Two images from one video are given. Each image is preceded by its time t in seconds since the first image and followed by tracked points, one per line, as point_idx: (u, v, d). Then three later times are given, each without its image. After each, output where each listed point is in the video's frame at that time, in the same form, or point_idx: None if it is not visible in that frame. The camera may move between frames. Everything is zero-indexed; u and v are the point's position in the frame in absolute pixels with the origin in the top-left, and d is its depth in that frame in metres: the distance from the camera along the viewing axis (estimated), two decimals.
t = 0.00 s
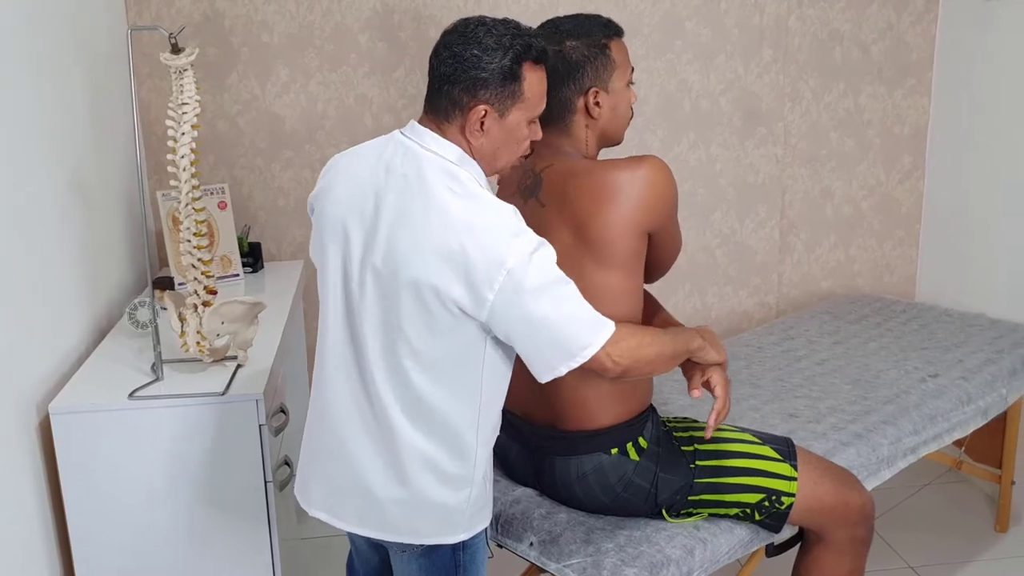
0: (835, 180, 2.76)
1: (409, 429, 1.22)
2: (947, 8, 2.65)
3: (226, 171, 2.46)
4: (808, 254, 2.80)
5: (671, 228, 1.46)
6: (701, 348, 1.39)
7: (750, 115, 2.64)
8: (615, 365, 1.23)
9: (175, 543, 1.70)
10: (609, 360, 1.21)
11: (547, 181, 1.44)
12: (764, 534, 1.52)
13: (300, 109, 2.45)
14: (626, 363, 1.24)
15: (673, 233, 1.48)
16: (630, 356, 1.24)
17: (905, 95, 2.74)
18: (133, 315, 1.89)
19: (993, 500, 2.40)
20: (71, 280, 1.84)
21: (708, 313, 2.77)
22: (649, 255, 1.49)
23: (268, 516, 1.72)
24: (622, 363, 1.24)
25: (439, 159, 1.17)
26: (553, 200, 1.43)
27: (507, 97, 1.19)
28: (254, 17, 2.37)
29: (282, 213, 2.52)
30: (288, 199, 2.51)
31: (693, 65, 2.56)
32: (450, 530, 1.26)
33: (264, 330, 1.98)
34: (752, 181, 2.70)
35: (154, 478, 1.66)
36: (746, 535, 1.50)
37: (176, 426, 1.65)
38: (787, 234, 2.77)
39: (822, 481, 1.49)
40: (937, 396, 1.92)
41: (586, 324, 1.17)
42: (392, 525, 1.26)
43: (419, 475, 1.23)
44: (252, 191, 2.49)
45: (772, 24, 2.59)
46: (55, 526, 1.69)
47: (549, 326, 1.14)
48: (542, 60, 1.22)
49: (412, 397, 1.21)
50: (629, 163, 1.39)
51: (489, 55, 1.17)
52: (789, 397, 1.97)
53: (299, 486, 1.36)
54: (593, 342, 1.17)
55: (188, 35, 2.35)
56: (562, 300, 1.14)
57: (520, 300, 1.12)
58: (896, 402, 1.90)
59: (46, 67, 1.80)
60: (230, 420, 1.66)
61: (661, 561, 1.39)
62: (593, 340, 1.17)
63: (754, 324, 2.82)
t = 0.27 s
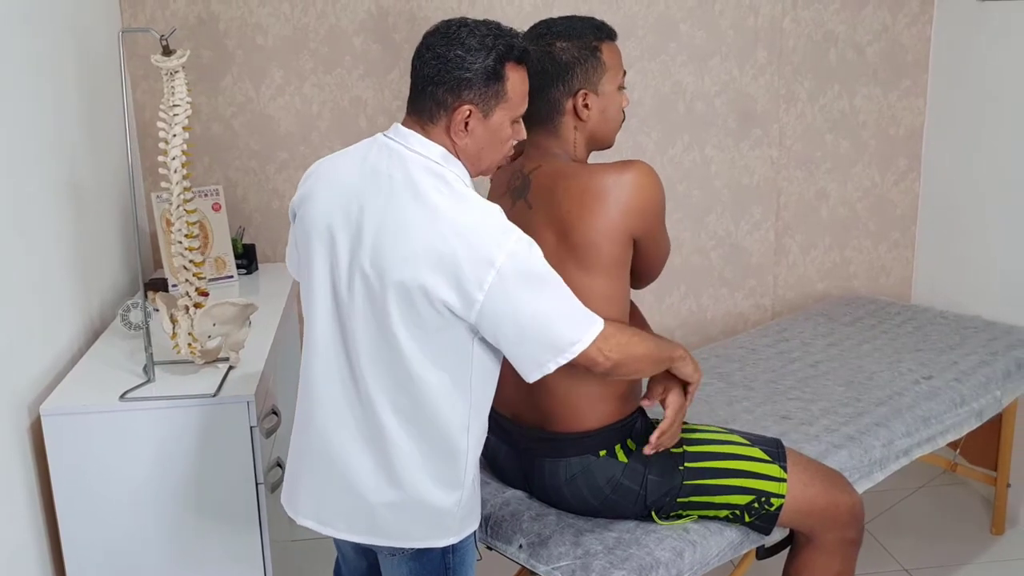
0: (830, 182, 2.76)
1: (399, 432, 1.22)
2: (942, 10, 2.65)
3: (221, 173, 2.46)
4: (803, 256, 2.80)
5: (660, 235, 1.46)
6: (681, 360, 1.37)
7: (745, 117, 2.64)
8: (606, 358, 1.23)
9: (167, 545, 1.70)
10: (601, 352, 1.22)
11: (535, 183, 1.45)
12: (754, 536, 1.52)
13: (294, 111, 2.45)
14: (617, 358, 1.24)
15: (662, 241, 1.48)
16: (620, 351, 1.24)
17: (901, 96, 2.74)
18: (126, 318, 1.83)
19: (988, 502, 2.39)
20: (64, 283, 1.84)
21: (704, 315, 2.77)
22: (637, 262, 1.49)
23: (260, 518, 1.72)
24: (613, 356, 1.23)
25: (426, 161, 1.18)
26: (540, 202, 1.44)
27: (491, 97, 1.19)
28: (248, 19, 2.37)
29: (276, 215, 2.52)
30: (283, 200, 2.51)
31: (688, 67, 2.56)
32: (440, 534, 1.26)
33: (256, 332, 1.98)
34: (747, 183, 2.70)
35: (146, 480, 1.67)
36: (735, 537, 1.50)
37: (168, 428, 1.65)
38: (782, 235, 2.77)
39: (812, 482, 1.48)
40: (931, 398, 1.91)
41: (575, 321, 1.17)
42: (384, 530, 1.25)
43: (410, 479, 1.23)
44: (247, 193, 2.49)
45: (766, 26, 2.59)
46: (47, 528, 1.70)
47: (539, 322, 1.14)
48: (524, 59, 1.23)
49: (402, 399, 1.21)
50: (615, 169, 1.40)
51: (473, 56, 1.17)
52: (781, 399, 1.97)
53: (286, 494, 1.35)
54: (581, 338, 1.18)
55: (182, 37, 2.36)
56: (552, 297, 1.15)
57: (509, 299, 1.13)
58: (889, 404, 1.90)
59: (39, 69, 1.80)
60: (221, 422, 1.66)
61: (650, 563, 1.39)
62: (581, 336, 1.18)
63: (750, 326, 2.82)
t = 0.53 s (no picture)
0: (824, 182, 2.75)
1: (391, 432, 1.21)
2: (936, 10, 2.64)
3: (213, 172, 2.46)
4: (797, 256, 2.80)
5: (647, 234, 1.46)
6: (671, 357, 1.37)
7: (738, 117, 2.64)
8: (597, 341, 1.25)
9: (155, 546, 1.70)
10: (595, 330, 1.23)
11: (523, 181, 1.44)
12: (741, 537, 1.51)
13: (287, 111, 2.45)
14: (610, 337, 1.25)
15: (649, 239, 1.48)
16: (613, 329, 1.26)
17: (895, 97, 2.73)
18: (115, 317, 1.91)
19: (980, 503, 2.39)
20: (53, 282, 1.84)
21: (697, 315, 2.77)
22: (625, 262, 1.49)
23: (247, 518, 1.71)
24: (607, 337, 1.25)
25: (418, 160, 1.17)
26: (529, 200, 1.43)
27: (486, 97, 1.19)
28: (240, 18, 2.36)
29: (268, 215, 2.51)
30: (275, 200, 2.51)
31: (681, 66, 2.56)
32: (431, 534, 1.26)
33: (246, 331, 1.98)
34: (740, 183, 2.69)
35: (133, 480, 1.66)
36: (723, 538, 1.49)
37: (156, 428, 1.65)
38: (775, 236, 2.76)
39: (799, 482, 1.48)
40: (921, 398, 1.91)
41: (568, 307, 1.18)
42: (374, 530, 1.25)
43: (402, 479, 1.23)
44: (239, 192, 2.48)
45: (760, 26, 2.58)
46: (33, 528, 1.69)
47: (535, 309, 1.16)
48: (518, 61, 1.23)
49: (394, 399, 1.21)
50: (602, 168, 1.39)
51: (469, 55, 1.17)
52: (772, 399, 1.97)
53: (272, 497, 1.34)
54: (574, 321, 1.19)
55: (173, 36, 2.35)
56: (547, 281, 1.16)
57: (506, 290, 1.13)
58: (879, 404, 1.89)
59: (28, 67, 1.80)
60: (209, 422, 1.65)
61: (636, 564, 1.39)
62: (573, 320, 1.19)
63: (743, 326, 2.82)
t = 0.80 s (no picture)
0: (821, 182, 2.74)
1: (371, 432, 1.21)
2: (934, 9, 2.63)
3: (207, 170, 2.45)
4: (793, 256, 2.79)
5: (636, 233, 1.45)
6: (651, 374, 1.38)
7: (735, 116, 2.63)
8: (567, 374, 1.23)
9: (143, 546, 1.69)
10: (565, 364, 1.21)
11: (512, 178, 1.43)
12: (731, 538, 1.51)
13: (281, 108, 2.44)
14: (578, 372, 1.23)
15: (639, 239, 1.46)
16: (584, 363, 1.23)
17: (892, 96, 2.72)
18: (106, 316, 1.83)
19: (975, 504, 2.38)
20: (42, 280, 1.83)
21: (692, 315, 2.76)
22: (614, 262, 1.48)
23: (236, 516, 1.71)
24: (575, 373, 1.23)
25: (408, 159, 1.16)
26: (517, 197, 1.42)
27: (483, 95, 1.18)
28: (234, 15, 2.35)
29: (262, 212, 2.50)
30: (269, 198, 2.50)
31: (678, 65, 2.55)
32: (408, 537, 1.25)
33: (237, 329, 1.97)
34: (736, 183, 2.68)
35: (123, 479, 1.65)
36: (712, 539, 1.49)
37: (145, 427, 1.64)
38: (771, 235, 2.75)
39: (790, 485, 1.47)
40: (915, 399, 1.90)
41: (543, 332, 1.16)
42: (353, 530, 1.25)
43: (380, 480, 1.22)
44: (232, 190, 2.48)
45: (757, 24, 2.57)
46: (21, 526, 1.68)
47: (510, 329, 1.13)
48: (516, 61, 1.23)
49: (375, 400, 1.20)
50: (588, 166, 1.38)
51: (467, 52, 1.16)
52: (765, 399, 1.96)
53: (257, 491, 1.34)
54: (548, 350, 1.17)
55: (167, 33, 2.34)
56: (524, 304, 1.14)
57: (481, 305, 1.11)
58: (872, 405, 1.88)
59: (18, 63, 1.79)
60: (197, 420, 1.65)
61: (625, 564, 1.38)
62: (548, 348, 1.17)
63: (738, 326, 2.81)
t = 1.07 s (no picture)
0: (822, 183, 2.73)
1: (359, 432, 1.20)
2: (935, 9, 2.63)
3: (206, 168, 2.44)
4: (793, 257, 2.78)
5: (635, 238, 1.44)
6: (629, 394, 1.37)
7: (736, 117, 2.62)
8: (538, 386, 1.22)
9: (139, 546, 1.68)
10: (536, 378, 1.20)
11: (509, 178, 1.43)
12: (729, 541, 1.50)
13: (280, 107, 2.43)
14: (548, 387, 1.22)
15: (639, 242, 1.46)
16: (557, 379, 1.22)
17: (893, 97, 2.71)
18: (104, 314, 1.89)
19: (974, 507, 2.37)
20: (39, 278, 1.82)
21: (692, 316, 2.75)
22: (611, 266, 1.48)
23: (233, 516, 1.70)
24: (547, 384, 1.22)
25: (393, 160, 1.15)
26: (513, 198, 1.42)
27: (478, 98, 1.20)
28: (234, 13, 2.35)
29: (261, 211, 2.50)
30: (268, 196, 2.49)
31: (679, 65, 2.54)
32: (398, 537, 1.24)
33: (234, 329, 1.96)
34: (737, 183, 2.67)
35: (119, 478, 1.65)
36: (710, 542, 1.48)
37: (141, 426, 1.63)
38: (772, 236, 2.74)
39: (788, 489, 1.47)
40: (914, 402, 1.89)
41: (523, 341, 1.16)
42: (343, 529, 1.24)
43: (368, 481, 1.21)
44: (231, 188, 2.47)
45: (758, 25, 2.56)
46: (16, 526, 1.67)
47: (491, 333, 1.13)
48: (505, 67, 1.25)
49: (362, 399, 1.19)
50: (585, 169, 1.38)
51: (466, 55, 1.18)
52: (764, 401, 1.95)
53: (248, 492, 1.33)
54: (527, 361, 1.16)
55: (166, 30, 2.33)
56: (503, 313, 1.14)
57: (462, 308, 1.11)
58: (872, 408, 1.87)
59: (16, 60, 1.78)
60: (194, 419, 1.64)
61: (622, 567, 1.37)
62: (526, 357, 1.16)
63: (738, 327, 2.80)
